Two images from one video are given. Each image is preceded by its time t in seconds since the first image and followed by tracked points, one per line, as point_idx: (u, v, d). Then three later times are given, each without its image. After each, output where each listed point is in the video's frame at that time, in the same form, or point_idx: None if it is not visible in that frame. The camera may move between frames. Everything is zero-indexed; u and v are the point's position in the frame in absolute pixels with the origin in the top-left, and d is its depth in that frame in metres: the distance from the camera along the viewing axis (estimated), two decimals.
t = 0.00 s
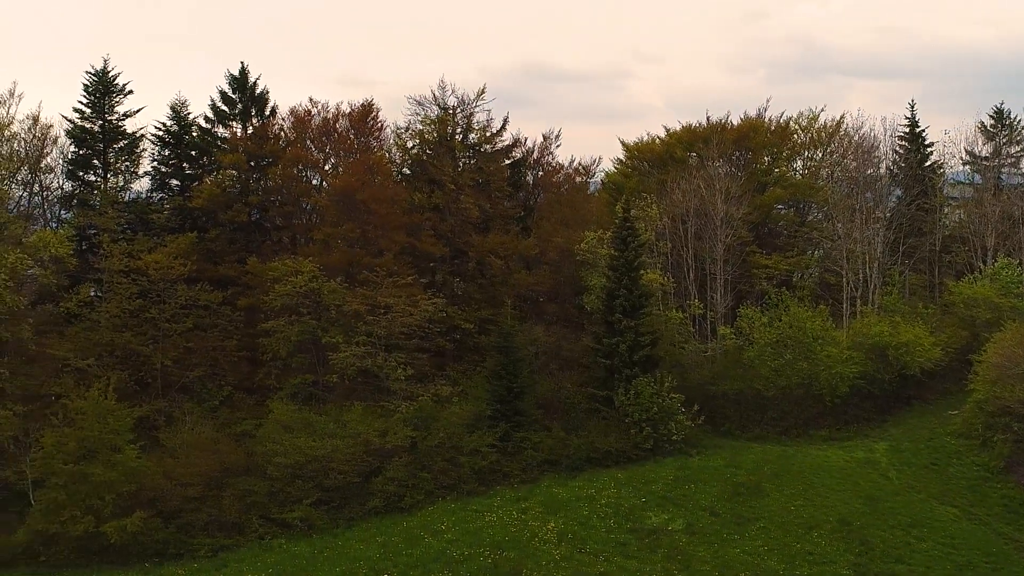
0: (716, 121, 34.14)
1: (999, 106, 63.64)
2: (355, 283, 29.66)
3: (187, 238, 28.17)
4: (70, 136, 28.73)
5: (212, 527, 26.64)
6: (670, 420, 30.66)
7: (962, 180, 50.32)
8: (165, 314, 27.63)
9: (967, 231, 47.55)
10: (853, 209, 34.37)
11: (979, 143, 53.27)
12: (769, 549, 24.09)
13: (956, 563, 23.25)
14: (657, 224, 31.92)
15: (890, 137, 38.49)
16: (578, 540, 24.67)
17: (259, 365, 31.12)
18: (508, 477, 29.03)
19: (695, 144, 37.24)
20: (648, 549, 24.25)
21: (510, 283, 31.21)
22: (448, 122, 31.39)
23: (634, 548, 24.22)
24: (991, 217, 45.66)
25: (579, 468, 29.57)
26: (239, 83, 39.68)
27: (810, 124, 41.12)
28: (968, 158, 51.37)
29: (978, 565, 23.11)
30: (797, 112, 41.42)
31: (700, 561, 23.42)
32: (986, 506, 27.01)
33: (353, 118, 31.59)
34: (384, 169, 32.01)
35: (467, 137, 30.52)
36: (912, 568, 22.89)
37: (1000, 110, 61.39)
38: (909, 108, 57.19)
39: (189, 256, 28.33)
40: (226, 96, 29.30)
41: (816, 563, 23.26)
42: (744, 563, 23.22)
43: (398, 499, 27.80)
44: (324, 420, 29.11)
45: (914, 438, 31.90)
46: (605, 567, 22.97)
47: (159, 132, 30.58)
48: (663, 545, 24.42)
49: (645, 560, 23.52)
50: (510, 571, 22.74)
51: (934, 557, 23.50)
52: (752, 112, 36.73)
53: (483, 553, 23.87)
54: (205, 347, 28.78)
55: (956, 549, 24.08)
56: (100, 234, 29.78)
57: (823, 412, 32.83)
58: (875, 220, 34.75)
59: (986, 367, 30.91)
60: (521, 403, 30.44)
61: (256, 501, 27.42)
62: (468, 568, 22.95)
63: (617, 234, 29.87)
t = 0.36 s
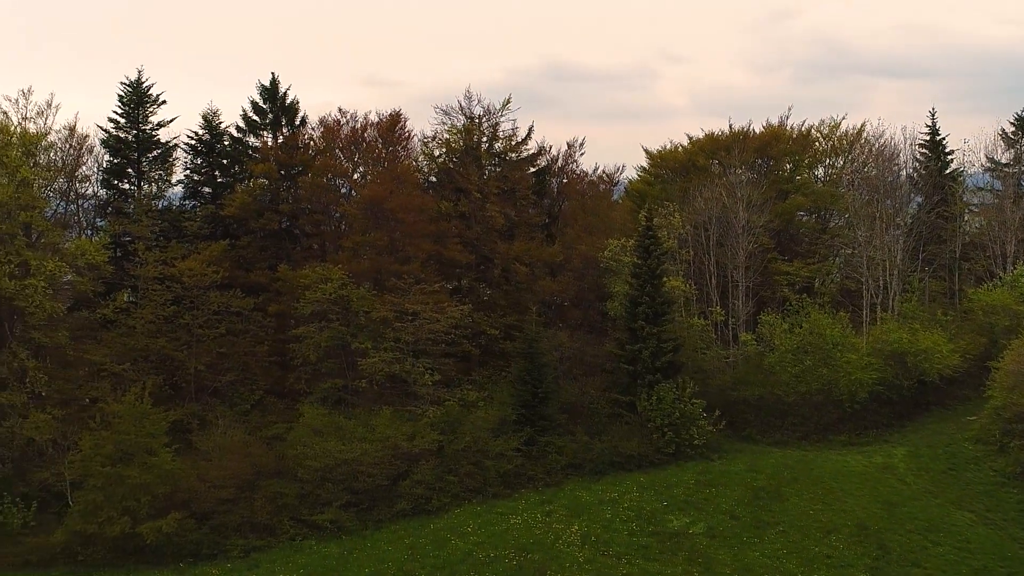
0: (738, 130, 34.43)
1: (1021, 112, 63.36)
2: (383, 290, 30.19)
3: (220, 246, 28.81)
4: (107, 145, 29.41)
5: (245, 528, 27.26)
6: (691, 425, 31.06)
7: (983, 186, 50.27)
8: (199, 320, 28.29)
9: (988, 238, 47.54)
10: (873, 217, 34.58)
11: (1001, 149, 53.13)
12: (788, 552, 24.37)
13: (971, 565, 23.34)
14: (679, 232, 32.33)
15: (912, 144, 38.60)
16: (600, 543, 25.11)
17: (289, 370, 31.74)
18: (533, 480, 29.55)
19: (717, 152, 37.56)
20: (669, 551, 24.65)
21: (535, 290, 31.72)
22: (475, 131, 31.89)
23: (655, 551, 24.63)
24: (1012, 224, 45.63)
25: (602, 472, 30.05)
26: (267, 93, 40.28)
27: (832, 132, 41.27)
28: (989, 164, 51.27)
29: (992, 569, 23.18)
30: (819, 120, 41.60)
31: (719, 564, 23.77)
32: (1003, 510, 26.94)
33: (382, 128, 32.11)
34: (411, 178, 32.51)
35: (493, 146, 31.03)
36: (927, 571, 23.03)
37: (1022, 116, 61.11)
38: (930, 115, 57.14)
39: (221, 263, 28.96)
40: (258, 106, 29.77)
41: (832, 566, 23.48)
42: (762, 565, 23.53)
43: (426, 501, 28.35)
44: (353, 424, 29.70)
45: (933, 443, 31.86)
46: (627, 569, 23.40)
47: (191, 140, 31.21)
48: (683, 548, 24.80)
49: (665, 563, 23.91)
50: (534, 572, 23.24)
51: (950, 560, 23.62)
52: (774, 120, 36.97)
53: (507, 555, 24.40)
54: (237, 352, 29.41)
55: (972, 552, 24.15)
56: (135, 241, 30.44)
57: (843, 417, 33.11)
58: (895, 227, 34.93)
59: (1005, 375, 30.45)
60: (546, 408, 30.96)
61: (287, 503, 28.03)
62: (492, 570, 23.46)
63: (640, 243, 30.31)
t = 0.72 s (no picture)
0: (760, 138, 34.74)
1: None
2: (411, 297, 30.68)
3: (251, 254, 29.38)
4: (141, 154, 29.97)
5: (276, 530, 27.86)
6: (713, 430, 31.45)
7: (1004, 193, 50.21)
8: (231, 326, 28.88)
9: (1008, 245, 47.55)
10: (894, 224, 34.80)
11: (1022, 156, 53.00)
12: (806, 556, 24.79)
13: (987, 570, 23.70)
14: (701, 239, 32.69)
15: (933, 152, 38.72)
16: (623, 546, 25.60)
17: (318, 375, 32.30)
18: (557, 484, 30.05)
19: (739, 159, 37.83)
20: (690, 555, 25.13)
21: (559, 296, 32.17)
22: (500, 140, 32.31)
23: (676, 554, 25.11)
24: None
25: (625, 476, 30.52)
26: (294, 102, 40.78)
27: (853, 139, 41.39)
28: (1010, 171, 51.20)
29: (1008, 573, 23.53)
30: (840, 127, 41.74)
31: (739, 567, 24.23)
32: (1020, 515, 27.17)
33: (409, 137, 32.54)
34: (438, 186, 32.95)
35: (518, 154, 31.45)
36: None
37: None
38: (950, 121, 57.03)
39: (253, 270, 29.54)
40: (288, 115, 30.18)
41: (850, 570, 23.89)
42: (781, 569, 23.97)
43: (452, 504, 28.91)
44: (381, 428, 30.23)
45: (951, 448, 32.02)
46: (650, 572, 23.90)
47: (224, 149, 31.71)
48: (704, 552, 25.27)
49: (687, 566, 24.38)
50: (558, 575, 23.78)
51: (966, 565, 23.97)
52: (795, 128, 37.19)
53: (532, 558, 24.95)
54: (268, 357, 29.99)
55: (988, 557, 24.50)
56: (168, 249, 31.03)
57: (862, 423, 33.42)
58: (916, 235, 35.13)
59: None
60: (569, 413, 31.43)
61: (317, 505, 28.62)
62: (517, 572, 24.00)
63: (663, 251, 30.73)
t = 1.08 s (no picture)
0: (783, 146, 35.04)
1: None
2: (438, 303, 31.18)
3: (282, 261, 29.97)
4: (175, 163, 30.57)
5: (306, 531, 28.45)
6: (734, 435, 31.85)
7: None
8: (263, 332, 29.48)
9: None
10: (915, 232, 35.06)
11: None
12: (825, 559, 25.18)
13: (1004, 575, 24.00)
14: (723, 246, 33.03)
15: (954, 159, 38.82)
16: (644, 549, 26.07)
17: (347, 379, 32.87)
18: (581, 488, 30.55)
19: (761, 167, 38.06)
20: (711, 558, 25.58)
21: (583, 302, 32.59)
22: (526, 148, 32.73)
23: (697, 557, 25.56)
24: None
25: (648, 480, 30.97)
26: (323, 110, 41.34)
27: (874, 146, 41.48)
28: None
29: None
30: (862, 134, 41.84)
31: (759, 571, 24.65)
32: None
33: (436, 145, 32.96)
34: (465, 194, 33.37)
35: (544, 163, 31.89)
36: None
37: None
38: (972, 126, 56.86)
39: (284, 277, 30.12)
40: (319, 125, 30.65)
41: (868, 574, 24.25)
42: (800, 572, 24.37)
43: (478, 507, 29.45)
44: (409, 432, 30.73)
45: (970, 453, 32.21)
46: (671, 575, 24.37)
47: (255, 158, 32.20)
48: (725, 555, 25.71)
49: (708, 569, 24.82)
50: None
51: (983, 569, 24.27)
52: (817, 135, 37.39)
53: (556, 560, 25.47)
54: (298, 362, 30.58)
55: (1005, 562, 24.78)
56: (201, 255, 31.65)
57: (882, 428, 33.73)
58: (936, 242, 35.33)
59: None
60: (593, 417, 31.89)
61: (346, 507, 29.20)
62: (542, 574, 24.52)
63: (685, 259, 31.14)
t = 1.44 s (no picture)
0: (804, 155, 35.40)
1: None
2: (465, 309, 31.67)
3: (312, 269, 30.54)
4: (207, 172, 31.17)
5: (336, 533, 29.01)
6: (756, 440, 32.23)
7: None
8: (293, 338, 30.06)
9: None
10: (936, 239, 35.28)
11: None
12: (844, 563, 25.52)
13: None
14: (745, 254, 33.42)
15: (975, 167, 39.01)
16: (666, 553, 26.49)
17: (375, 384, 33.42)
18: (605, 491, 31.02)
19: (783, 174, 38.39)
20: (732, 561, 25.96)
21: (607, 309, 33.04)
22: (551, 157, 33.19)
23: (719, 561, 25.96)
24: None
25: (671, 485, 31.41)
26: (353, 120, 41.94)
27: (895, 153, 41.69)
28: None
29: None
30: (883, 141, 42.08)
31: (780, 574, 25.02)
32: None
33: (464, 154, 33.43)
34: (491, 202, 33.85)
35: (569, 172, 32.35)
36: None
37: None
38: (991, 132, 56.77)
39: (314, 284, 30.67)
40: (349, 135, 31.19)
41: None
42: None
43: (504, 510, 29.98)
44: (436, 437, 31.22)
45: (988, 459, 32.45)
46: None
47: (286, 167, 32.76)
48: (746, 558, 26.10)
49: (730, 573, 25.21)
50: None
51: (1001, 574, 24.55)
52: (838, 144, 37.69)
53: (581, 562, 25.92)
54: (328, 367, 31.16)
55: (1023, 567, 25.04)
56: (233, 262, 32.24)
57: (902, 434, 34.04)
58: (957, 250, 35.57)
59: None
60: (617, 422, 32.34)
61: (374, 510, 29.73)
62: None
63: (708, 266, 31.54)
